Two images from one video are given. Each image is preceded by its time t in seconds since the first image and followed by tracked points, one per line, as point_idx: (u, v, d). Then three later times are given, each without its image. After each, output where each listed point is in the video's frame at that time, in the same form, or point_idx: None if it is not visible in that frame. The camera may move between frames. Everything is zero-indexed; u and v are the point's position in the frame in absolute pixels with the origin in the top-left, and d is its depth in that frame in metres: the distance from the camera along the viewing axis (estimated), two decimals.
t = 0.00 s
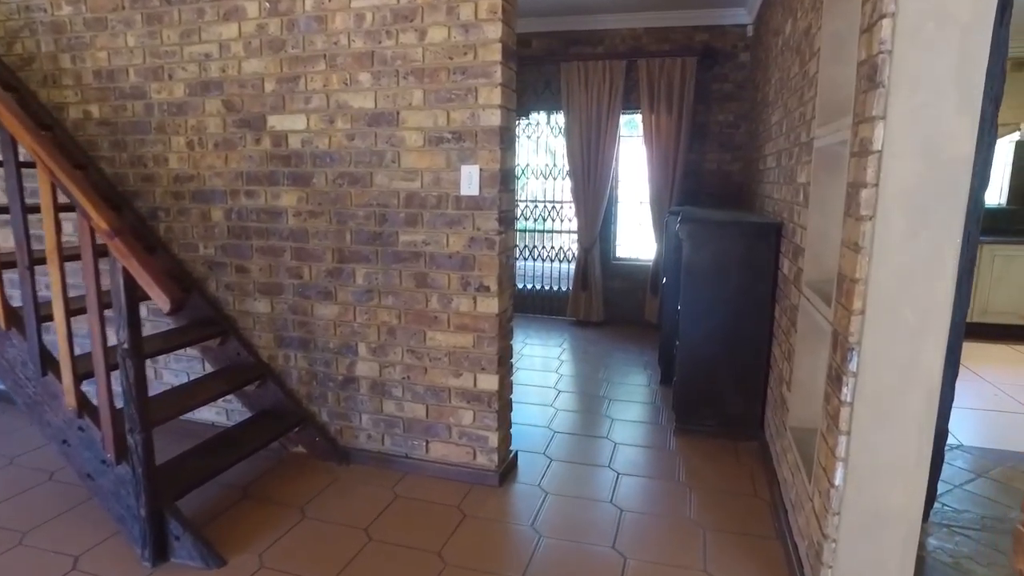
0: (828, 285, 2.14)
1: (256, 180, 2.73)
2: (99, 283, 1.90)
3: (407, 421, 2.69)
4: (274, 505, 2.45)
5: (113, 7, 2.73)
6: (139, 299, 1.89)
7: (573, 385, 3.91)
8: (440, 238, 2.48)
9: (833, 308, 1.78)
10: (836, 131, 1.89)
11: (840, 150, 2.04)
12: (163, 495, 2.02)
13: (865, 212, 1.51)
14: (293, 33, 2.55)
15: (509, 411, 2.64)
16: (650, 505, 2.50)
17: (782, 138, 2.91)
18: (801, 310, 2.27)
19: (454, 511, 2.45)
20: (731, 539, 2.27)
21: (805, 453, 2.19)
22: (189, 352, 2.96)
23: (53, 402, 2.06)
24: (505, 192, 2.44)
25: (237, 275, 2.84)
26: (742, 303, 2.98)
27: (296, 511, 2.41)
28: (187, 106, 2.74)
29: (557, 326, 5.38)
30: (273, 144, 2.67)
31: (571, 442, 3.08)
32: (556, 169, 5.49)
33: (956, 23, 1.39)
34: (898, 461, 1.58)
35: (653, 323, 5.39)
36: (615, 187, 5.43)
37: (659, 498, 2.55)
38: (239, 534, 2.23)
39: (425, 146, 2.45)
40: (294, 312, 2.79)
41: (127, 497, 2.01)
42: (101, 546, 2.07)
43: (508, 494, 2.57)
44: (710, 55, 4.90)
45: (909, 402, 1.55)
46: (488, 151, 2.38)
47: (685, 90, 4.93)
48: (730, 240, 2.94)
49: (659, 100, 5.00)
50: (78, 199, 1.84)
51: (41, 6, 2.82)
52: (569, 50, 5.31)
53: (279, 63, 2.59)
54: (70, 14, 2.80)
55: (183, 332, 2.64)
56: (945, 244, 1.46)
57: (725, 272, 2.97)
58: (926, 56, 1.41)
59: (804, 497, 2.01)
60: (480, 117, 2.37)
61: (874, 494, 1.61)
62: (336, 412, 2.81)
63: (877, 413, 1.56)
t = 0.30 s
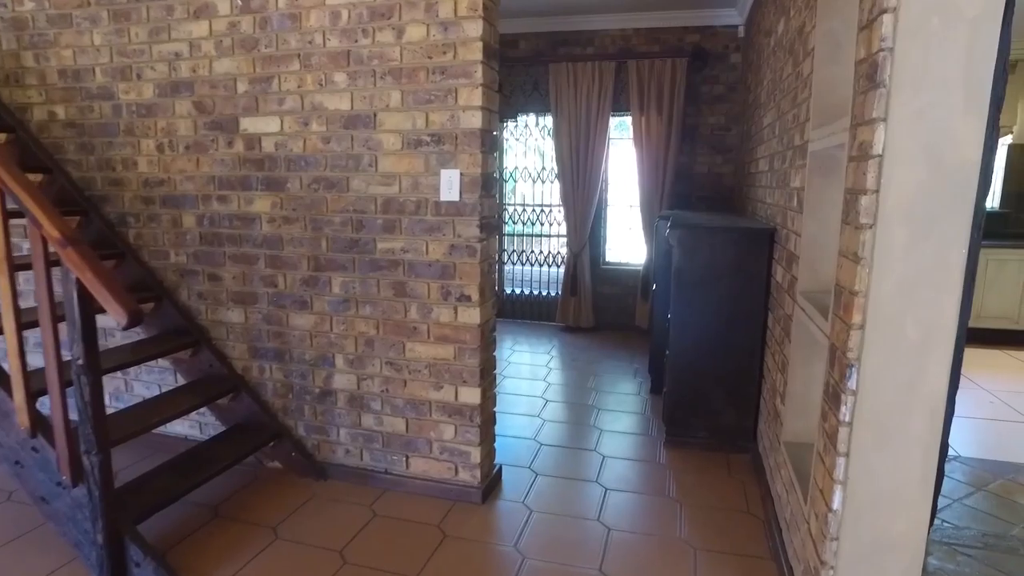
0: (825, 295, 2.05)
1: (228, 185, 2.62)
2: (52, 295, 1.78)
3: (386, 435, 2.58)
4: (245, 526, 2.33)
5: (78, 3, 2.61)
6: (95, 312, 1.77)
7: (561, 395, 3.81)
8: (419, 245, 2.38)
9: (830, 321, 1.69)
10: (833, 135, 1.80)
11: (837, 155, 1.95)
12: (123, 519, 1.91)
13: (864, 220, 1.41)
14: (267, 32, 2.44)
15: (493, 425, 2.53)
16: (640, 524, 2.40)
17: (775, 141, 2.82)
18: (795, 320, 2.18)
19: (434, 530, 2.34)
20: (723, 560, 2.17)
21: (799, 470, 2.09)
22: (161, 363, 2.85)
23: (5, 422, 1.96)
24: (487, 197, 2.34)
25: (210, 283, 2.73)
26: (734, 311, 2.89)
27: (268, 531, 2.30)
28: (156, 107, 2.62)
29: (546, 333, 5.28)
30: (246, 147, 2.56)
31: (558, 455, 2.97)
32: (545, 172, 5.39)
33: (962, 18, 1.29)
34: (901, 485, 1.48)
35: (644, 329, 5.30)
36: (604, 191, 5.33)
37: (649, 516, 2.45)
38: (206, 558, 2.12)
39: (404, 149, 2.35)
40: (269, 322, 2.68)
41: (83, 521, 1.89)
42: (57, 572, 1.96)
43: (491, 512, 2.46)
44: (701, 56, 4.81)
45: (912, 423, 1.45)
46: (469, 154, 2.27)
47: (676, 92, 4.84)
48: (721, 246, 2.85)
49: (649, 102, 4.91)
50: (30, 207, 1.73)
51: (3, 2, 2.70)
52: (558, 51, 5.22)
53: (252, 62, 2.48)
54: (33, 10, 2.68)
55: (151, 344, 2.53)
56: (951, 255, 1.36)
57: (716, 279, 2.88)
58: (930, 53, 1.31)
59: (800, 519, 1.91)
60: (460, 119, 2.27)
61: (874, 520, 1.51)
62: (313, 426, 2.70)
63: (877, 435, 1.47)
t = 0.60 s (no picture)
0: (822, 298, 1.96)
1: (202, 185, 2.51)
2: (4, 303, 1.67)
3: (366, 444, 2.49)
4: (217, 541, 2.23)
5: None
6: (49, 320, 1.66)
7: (550, 400, 3.71)
8: (399, 247, 2.28)
9: (827, 326, 1.60)
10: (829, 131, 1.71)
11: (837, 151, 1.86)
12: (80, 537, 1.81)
13: (864, 220, 1.32)
14: (240, 25, 2.34)
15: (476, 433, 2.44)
16: (629, 536, 2.31)
17: (768, 140, 2.73)
18: (789, 324, 2.09)
19: (414, 544, 2.24)
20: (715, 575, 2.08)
21: (794, 481, 2.01)
22: (133, 370, 2.74)
23: None
24: (469, 197, 2.25)
25: (183, 287, 2.62)
26: (726, 314, 2.80)
27: (241, 546, 2.20)
28: (126, 104, 2.51)
29: (536, 336, 5.18)
30: (219, 145, 2.46)
31: (545, 464, 2.88)
32: (535, 173, 5.31)
33: (969, 3, 1.20)
34: (903, 502, 1.40)
35: (635, 332, 5.21)
36: (595, 191, 5.25)
37: (639, 527, 2.36)
38: None
39: (383, 147, 2.26)
40: (244, 327, 2.58)
41: (38, 541, 1.79)
42: None
43: (474, 524, 2.37)
44: (692, 54, 4.73)
45: (916, 436, 1.36)
46: (449, 152, 2.18)
47: (666, 91, 4.76)
48: (713, 247, 2.76)
49: (640, 100, 4.83)
50: None
51: None
52: (547, 49, 5.13)
53: (224, 56, 2.38)
54: None
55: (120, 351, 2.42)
56: (956, 257, 1.27)
57: (708, 281, 2.79)
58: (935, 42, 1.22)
59: (795, 533, 1.82)
60: (440, 116, 2.18)
61: (874, 537, 1.42)
62: (290, 435, 2.60)
63: (878, 448, 1.38)
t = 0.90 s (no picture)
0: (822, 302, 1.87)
1: (174, 184, 2.41)
2: None
3: (346, 455, 2.39)
4: (188, 559, 2.13)
5: None
6: None
7: (540, 406, 3.62)
8: (379, 249, 2.18)
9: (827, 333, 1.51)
10: (829, 127, 1.62)
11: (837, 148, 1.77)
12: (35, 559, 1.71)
13: (868, 220, 1.22)
14: (213, 17, 2.24)
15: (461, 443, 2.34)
16: (620, 551, 2.21)
17: (764, 138, 2.64)
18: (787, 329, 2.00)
19: (395, 560, 2.14)
20: None
21: (793, 494, 1.91)
22: (105, 378, 2.63)
23: None
24: (452, 197, 2.15)
25: (156, 291, 2.52)
26: (721, 318, 2.71)
27: (213, 564, 2.10)
28: (95, 100, 2.41)
29: (527, 339, 5.09)
30: (192, 143, 2.36)
31: (534, 474, 2.78)
32: (526, 174, 5.21)
33: None
34: (911, 522, 1.30)
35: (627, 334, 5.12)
36: (587, 191, 5.16)
37: (630, 541, 2.27)
38: None
39: (362, 145, 2.16)
40: (220, 333, 2.47)
41: None
42: None
43: (459, 538, 2.27)
44: (685, 51, 4.64)
45: (924, 451, 1.26)
46: (431, 150, 2.08)
47: (659, 89, 4.68)
48: (707, 249, 2.67)
49: (632, 99, 4.74)
50: None
51: None
52: (537, 47, 5.04)
53: (197, 50, 2.27)
54: None
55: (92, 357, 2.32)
56: (968, 260, 1.18)
57: (702, 284, 2.70)
58: (945, 28, 1.13)
59: (795, 550, 1.73)
60: (421, 112, 2.08)
61: (880, 559, 1.33)
62: (268, 445, 2.50)
63: (884, 464, 1.28)
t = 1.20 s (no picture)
0: (823, 310, 1.79)
1: (150, 186, 2.31)
2: None
3: (328, 468, 2.30)
4: None
5: None
6: None
7: (533, 413, 3.53)
8: (360, 254, 2.10)
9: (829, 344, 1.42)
10: (831, 126, 1.53)
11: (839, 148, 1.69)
12: None
13: (875, 226, 1.14)
14: (188, 12, 2.14)
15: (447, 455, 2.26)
16: (612, 568, 2.12)
17: (761, 138, 2.56)
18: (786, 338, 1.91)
19: None
20: None
21: (792, 511, 1.82)
22: (80, 387, 2.54)
23: None
24: (437, 199, 2.07)
25: (131, 297, 2.42)
26: (717, 324, 2.63)
27: None
28: (67, 98, 2.32)
29: (520, 343, 5.01)
30: (167, 143, 2.26)
31: (525, 485, 2.70)
32: (520, 175, 5.13)
33: None
34: (920, 548, 1.21)
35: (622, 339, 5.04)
36: (581, 193, 5.07)
37: (623, 557, 2.18)
38: None
39: (343, 145, 2.07)
40: (197, 341, 2.38)
41: None
42: None
43: (445, 555, 2.18)
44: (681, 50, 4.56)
45: (934, 473, 1.17)
46: (414, 151, 2.00)
47: (655, 89, 4.60)
48: (703, 253, 2.59)
49: (627, 99, 4.66)
50: None
51: None
52: (531, 47, 4.95)
53: (172, 47, 2.18)
54: None
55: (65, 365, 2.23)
56: (982, 268, 1.09)
57: (698, 289, 2.62)
58: (958, 18, 1.04)
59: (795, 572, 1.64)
60: (404, 111, 1.99)
61: None
62: (247, 457, 2.40)
63: (891, 488, 1.19)
